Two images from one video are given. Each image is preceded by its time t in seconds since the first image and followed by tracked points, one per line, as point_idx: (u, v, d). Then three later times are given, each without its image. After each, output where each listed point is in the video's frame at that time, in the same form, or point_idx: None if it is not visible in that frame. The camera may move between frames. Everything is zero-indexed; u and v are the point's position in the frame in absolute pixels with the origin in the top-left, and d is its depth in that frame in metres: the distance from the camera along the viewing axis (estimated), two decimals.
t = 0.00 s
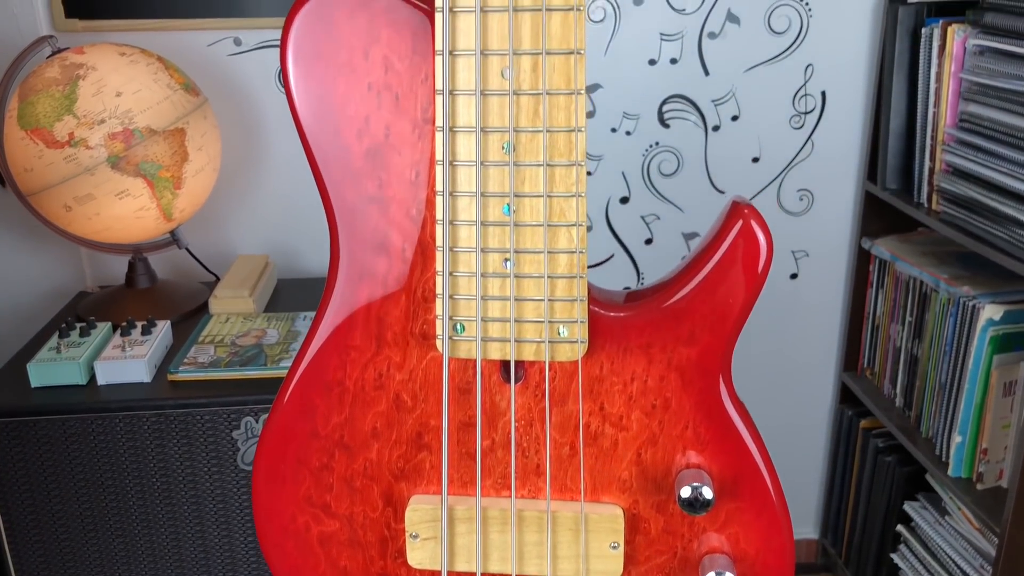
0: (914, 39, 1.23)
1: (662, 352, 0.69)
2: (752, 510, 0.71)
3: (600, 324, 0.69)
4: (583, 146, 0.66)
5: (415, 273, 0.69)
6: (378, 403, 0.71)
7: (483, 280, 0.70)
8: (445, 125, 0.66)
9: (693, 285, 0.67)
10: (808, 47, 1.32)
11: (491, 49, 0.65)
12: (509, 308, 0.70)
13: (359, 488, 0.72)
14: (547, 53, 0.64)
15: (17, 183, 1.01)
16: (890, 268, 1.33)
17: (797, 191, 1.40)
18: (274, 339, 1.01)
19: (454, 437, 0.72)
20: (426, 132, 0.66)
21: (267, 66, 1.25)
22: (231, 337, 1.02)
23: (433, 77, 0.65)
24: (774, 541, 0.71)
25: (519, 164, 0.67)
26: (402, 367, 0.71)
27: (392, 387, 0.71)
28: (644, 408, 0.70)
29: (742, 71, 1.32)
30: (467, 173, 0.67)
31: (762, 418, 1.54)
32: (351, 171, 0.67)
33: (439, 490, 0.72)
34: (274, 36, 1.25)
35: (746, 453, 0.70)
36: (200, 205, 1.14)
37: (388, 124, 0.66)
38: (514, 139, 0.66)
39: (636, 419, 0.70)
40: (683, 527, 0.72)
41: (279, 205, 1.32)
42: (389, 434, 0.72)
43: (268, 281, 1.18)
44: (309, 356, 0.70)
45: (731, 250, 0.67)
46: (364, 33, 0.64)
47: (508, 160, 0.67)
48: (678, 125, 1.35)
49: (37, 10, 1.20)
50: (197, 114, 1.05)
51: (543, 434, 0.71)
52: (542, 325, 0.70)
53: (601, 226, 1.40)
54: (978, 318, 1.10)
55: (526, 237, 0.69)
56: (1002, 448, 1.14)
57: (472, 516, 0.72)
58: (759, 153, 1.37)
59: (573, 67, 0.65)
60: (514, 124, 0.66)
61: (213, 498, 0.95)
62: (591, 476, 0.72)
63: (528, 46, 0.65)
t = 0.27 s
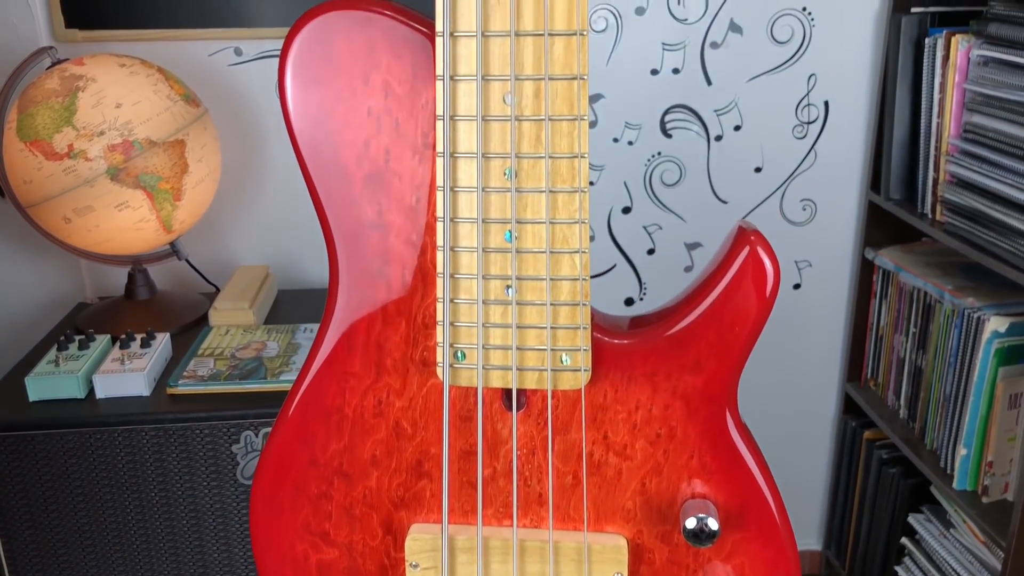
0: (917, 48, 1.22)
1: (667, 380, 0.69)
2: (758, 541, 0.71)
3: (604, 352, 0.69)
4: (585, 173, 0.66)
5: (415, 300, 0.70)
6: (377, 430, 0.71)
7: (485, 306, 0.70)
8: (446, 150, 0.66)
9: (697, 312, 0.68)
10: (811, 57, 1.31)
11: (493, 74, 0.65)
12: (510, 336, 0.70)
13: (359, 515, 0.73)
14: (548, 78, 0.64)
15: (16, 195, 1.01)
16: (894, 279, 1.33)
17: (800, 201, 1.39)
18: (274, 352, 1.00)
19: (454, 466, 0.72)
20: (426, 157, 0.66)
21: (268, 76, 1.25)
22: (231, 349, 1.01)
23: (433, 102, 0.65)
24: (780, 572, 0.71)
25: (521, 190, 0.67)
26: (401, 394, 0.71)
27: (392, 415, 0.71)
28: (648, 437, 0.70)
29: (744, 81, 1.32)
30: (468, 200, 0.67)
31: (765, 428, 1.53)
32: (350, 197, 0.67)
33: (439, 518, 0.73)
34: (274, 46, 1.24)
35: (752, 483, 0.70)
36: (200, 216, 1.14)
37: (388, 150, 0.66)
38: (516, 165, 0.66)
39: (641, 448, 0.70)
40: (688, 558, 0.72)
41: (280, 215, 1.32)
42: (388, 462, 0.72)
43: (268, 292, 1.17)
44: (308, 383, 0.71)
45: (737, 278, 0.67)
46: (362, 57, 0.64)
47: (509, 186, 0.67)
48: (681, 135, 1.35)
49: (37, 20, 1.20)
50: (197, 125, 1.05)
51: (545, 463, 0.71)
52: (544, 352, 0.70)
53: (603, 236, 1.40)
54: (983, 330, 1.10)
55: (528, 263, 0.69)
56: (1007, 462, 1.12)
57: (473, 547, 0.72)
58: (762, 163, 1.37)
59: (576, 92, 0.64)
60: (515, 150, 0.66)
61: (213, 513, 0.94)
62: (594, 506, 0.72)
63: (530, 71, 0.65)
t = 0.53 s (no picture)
0: (918, 58, 1.21)
1: (668, 412, 0.69)
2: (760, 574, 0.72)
3: (604, 383, 0.69)
4: (585, 203, 0.66)
5: (412, 329, 0.69)
6: (373, 462, 0.71)
7: (484, 337, 0.69)
8: (445, 180, 0.66)
9: (698, 343, 0.68)
10: (811, 67, 1.31)
11: (491, 104, 0.65)
12: (509, 366, 0.70)
13: (354, 547, 0.73)
14: (548, 109, 0.64)
15: (15, 207, 1.00)
16: (896, 289, 1.32)
17: (801, 211, 1.39)
18: (273, 365, 1.00)
19: (452, 497, 0.72)
20: (425, 186, 0.67)
21: (268, 86, 1.25)
22: (230, 362, 1.00)
23: (431, 132, 0.66)
24: None
25: (520, 220, 0.67)
26: (398, 426, 0.71)
27: (389, 446, 0.71)
28: (649, 469, 0.70)
29: (745, 91, 1.32)
30: (466, 230, 0.67)
31: (766, 439, 1.53)
32: (347, 226, 0.68)
33: (437, 551, 0.72)
34: (275, 57, 1.24)
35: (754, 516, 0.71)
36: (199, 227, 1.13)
37: (385, 179, 0.67)
38: (515, 195, 0.66)
39: (641, 480, 0.71)
40: None
41: (279, 226, 1.31)
42: (385, 494, 0.72)
43: (267, 304, 1.17)
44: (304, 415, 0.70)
45: (738, 310, 0.67)
46: (360, 85, 0.65)
47: (508, 216, 0.67)
48: (681, 146, 1.34)
49: (37, 30, 1.20)
50: (196, 137, 1.04)
51: (544, 494, 0.71)
52: (544, 384, 0.69)
53: (603, 246, 1.39)
54: (985, 342, 1.09)
55: (527, 293, 0.68)
56: (1011, 474, 1.12)
57: None
58: (762, 173, 1.36)
59: (575, 122, 0.64)
60: (514, 180, 0.66)
61: (211, 527, 0.94)
62: (594, 539, 0.72)
63: (529, 101, 0.64)
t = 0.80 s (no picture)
0: (918, 69, 1.21)
1: (662, 440, 0.70)
2: None
3: (597, 411, 0.69)
4: (578, 229, 0.66)
5: (403, 355, 0.69)
6: (364, 488, 0.71)
7: (474, 364, 0.69)
8: (436, 206, 0.65)
9: (693, 370, 0.69)
10: (812, 77, 1.31)
11: (483, 130, 0.64)
12: (500, 395, 0.69)
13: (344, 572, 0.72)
14: (540, 135, 0.64)
15: (12, 219, 1.00)
16: (896, 300, 1.32)
17: (801, 221, 1.39)
18: (271, 378, 0.99)
19: (443, 523, 0.71)
20: (416, 213, 0.66)
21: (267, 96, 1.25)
22: (228, 375, 1.00)
23: (423, 157, 0.65)
24: None
25: (512, 246, 0.66)
26: (388, 452, 0.70)
27: (379, 472, 0.71)
28: (642, 496, 0.71)
29: (745, 101, 1.31)
30: (458, 255, 0.67)
31: (767, 449, 1.52)
32: (337, 252, 0.67)
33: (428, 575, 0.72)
34: (274, 67, 1.24)
35: (747, 544, 0.72)
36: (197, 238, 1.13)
37: (377, 204, 0.66)
38: (507, 221, 0.66)
39: (634, 508, 0.71)
40: None
41: (279, 236, 1.31)
42: (376, 519, 0.71)
43: (266, 315, 1.16)
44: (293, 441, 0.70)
45: (733, 338, 0.68)
46: (351, 109, 0.64)
47: (500, 242, 0.66)
48: (681, 156, 1.34)
49: (35, 41, 1.19)
50: (195, 149, 1.04)
51: (535, 523, 0.71)
52: (535, 412, 0.69)
53: (603, 256, 1.39)
54: (987, 355, 1.08)
55: (519, 321, 0.68)
56: (1013, 487, 1.11)
57: None
58: (763, 183, 1.36)
59: (568, 149, 0.64)
60: (506, 206, 0.66)
61: (209, 541, 0.93)
62: (587, 566, 0.72)
63: (521, 127, 0.64)
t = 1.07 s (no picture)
0: (918, 81, 1.21)
1: (662, 465, 0.69)
2: None
3: (597, 436, 0.69)
4: (575, 255, 0.66)
5: (400, 380, 0.69)
6: (362, 513, 0.70)
7: (473, 389, 0.69)
8: (434, 231, 0.65)
9: (693, 395, 0.69)
10: (812, 88, 1.31)
11: (480, 156, 0.64)
12: (499, 420, 0.69)
13: None
14: (537, 160, 0.64)
15: (12, 233, 1.00)
16: (898, 311, 1.31)
17: (802, 232, 1.38)
18: (271, 392, 0.99)
19: (442, 549, 0.71)
20: (413, 238, 0.66)
21: (267, 108, 1.25)
22: (228, 389, 1.00)
23: (420, 182, 0.65)
24: None
25: (509, 272, 0.66)
26: (387, 477, 0.70)
27: (377, 497, 0.70)
28: (642, 521, 0.70)
29: (745, 113, 1.31)
30: (455, 280, 0.67)
31: (769, 461, 1.52)
32: (335, 276, 0.67)
33: None
34: (274, 79, 1.24)
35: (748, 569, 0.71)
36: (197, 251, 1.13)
37: (374, 230, 0.66)
38: (505, 247, 0.66)
39: (634, 532, 0.70)
40: None
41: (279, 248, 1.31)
42: (374, 544, 0.71)
43: (266, 328, 1.16)
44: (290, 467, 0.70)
45: (732, 363, 0.68)
46: (348, 134, 0.64)
47: (498, 267, 0.66)
48: (682, 168, 1.34)
49: (36, 53, 1.20)
50: (195, 162, 1.04)
51: (535, 548, 0.71)
52: (534, 437, 0.69)
53: (604, 267, 1.39)
54: (989, 368, 1.08)
55: (517, 346, 0.68)
56: (1016, 500, 1.11)
57: None
58: (764, 194, 1.36)
59: (565, 174, 0.64)
60: (504, 232, 0.65)
61: (208, 556, 0.93)
62: None
63: (518, 153, 0.64)
